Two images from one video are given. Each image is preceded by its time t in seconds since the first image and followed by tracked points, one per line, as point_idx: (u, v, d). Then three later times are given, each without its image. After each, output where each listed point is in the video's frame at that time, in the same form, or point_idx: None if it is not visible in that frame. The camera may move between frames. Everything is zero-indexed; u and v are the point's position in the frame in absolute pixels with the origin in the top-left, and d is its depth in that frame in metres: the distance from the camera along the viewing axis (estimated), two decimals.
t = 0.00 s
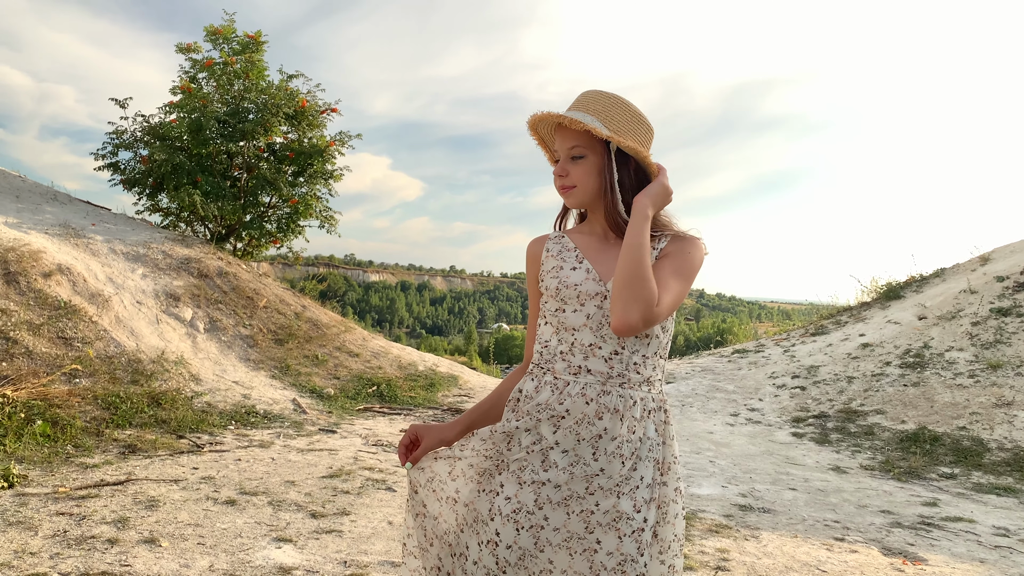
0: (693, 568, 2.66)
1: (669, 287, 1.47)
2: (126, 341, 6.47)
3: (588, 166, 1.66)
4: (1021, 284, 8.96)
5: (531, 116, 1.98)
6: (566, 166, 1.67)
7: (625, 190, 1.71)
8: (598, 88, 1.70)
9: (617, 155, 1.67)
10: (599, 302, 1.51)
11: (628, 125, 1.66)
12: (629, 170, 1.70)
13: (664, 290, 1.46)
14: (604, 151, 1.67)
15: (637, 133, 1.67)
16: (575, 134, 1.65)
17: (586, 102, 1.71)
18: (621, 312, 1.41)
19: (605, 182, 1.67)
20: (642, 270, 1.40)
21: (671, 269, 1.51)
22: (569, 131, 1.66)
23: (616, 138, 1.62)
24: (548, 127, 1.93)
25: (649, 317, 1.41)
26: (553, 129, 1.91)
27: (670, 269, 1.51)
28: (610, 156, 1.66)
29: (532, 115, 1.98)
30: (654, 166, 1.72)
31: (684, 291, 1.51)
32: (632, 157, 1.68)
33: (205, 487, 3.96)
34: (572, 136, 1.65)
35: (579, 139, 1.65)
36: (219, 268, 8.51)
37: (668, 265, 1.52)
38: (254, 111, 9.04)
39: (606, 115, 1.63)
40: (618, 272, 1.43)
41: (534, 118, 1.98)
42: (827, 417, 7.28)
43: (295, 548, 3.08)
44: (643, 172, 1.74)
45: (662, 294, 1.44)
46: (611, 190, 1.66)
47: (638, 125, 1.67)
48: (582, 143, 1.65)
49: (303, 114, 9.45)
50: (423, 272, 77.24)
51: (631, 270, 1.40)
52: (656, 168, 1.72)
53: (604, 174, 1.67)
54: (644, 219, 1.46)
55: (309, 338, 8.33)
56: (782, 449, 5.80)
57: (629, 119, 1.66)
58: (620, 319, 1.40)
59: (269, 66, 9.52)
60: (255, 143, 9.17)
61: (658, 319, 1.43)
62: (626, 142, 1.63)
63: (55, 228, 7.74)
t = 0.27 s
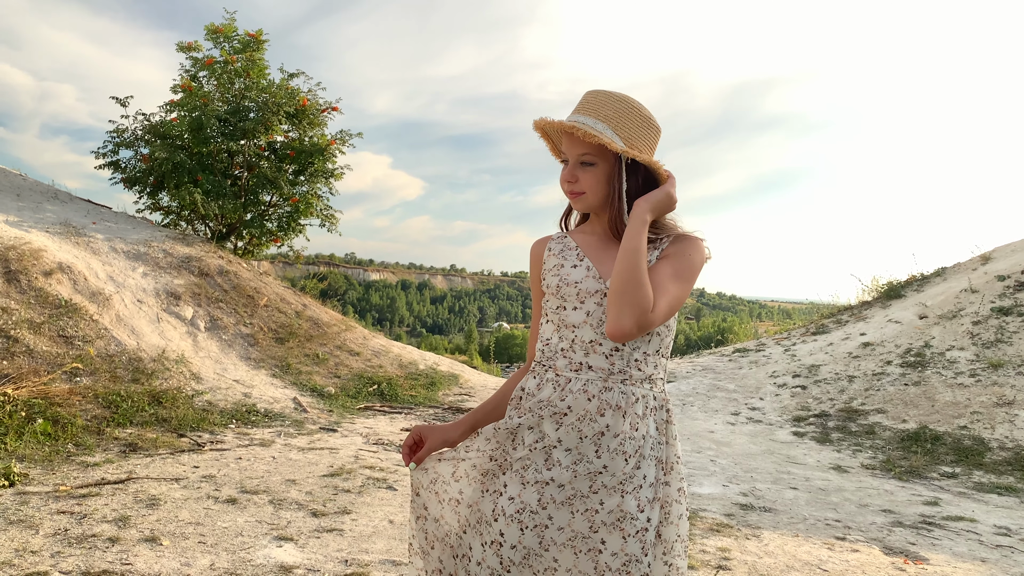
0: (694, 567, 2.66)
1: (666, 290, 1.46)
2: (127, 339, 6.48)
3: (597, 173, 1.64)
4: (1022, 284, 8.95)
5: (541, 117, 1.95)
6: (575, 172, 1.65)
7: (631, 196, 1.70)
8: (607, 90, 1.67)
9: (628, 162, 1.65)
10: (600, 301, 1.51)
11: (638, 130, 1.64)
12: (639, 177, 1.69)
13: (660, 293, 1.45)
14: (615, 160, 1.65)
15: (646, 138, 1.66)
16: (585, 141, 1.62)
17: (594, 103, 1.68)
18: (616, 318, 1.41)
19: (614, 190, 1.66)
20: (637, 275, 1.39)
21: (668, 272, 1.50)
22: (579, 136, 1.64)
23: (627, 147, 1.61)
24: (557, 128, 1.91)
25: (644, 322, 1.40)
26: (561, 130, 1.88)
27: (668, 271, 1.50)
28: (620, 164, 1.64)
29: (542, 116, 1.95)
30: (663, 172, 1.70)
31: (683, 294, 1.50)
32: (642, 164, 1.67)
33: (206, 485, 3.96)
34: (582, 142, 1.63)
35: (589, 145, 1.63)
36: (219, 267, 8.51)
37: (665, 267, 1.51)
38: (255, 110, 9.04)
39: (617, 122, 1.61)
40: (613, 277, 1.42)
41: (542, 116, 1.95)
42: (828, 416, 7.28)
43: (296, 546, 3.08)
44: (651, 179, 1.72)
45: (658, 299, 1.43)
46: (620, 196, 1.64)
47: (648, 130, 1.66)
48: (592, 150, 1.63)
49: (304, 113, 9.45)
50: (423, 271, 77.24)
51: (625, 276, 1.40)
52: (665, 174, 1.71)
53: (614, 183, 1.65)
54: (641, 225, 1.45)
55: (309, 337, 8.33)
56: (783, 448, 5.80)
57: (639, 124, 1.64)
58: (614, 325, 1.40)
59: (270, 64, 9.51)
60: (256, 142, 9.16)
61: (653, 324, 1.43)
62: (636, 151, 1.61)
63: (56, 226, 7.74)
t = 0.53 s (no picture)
0: (695, 566, 2.66)
1: (676, 291, 1.45)
2: (128, 338, 6.48)
3: (606, 176, 1.63)
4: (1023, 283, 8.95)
5: (548, 116, 1.95)
6: (584, 174, 1.64)
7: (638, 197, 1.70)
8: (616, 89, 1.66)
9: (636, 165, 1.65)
10: (605, 299, 1.50)
11: (648, 133, 1.65)
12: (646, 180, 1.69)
13: (670, 295, 1.44)
14: (624, 161, 1.64)
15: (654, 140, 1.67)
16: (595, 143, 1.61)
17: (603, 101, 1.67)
18: (628, 324, 1.39)
19: (621, 191, 1.65)
20: (648, 278, 1.38)
21: (677, 271, 1.49)
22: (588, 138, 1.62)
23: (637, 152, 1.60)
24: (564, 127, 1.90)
25: (657, 326, 1.39)
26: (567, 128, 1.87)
27: (676, 270, 1.49)
28: (629, 167, 1.63)
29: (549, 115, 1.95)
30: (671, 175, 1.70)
31: (691, 293, 1.49)
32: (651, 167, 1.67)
33: (207, 483, 3.96)
34: (591, 144, 1.62)
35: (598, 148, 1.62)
36: (220, 265, 8.51)
37: (673, 267, 1.50)
38: (255, 108, 9.03)
39: (628, 126, 1.61)
40: (624, 281, 1.41)
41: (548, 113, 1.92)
42: (828, 415, 7.28)
43: (297, 545, 3.08)
44: (658, 180, 1.72)
45: (669, 302, 1.43)
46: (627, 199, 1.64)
47: (656, 132, 1.67)
48: (601, 153, 1.62)
49: (304, 111, 9.44)
50: (424, 270, 77.25)
51: (637, 281, 1.38)
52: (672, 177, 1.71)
53: (621, 184, 1.65)
54: (649, 227, 1.43)
55: (310, 335, 8.32)
56: (783, 446, 5.79)
57: (648, 127, 1.65)
58: (628, 330, 1.39)
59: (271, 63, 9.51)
60: (256, 140, 9.14)
61: (665, 326, 1.42)
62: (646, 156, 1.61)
63: (57, 225, 7.74)
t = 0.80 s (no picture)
0: (698, 561, 2.67)
1: (687, 286, 1.46)
2: (129, 335, 6.48)
3: (617, 165, 1.64)
4: None
5: (555, 106, 1.94)
6: (595, 164, 1.64)
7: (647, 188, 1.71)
8: (620, 79, 1.66)
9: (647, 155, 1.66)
10: (614, 292, 1.50)
11: (658, 121, 1.66)
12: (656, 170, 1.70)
13: (682, 291, 1.45)
14: (634, 152, 1.65)
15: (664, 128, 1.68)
16: (607, 132, 1.62)
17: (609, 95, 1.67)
18: (642, 321, 1.39)
19: (632, 182, 1.65)
20: (662, 276, 1.38)
21: (688, 267, 1.50)
22: (600, 127, 1.63)
23: (649, 140, 1.61)
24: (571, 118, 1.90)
25: (670, 323, 1.40)
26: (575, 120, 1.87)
27: (686, 264, 1.50)
28: (641, 156, 1.64)
29: (556, 106, 1.94)
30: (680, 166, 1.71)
31: (700, 287, 1.51)
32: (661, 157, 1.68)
33: (210, 479, 3.97)
34: (603, 133, 1.62)
35: (610, 137, 1.62)
36: (222, 263, 8.52)
37: (683, 261, 1.51)
38: (257, 106, 9.03)
39: (640, 114, 1.61)
40: (637, 278, 1.41)
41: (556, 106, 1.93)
42: (830, 413, 7.28)
43: (300, 540, 3.08)
44: (666, 171, 1.74)
45: (681, 298, 1.43)
46: (638, 189, 1.64)
47: (665, 119, 1.68)
48: (613, 142, 1.62)
49: (306, 109, 9.44)
50: (424, 269, 77.26)
51: (651, 280, 1.39)
52: (682, 167, 1.72)
53: (633, 174, 1.65)
54: (661, 221, 1.44)
55: (311, 333, 8.33)
56: (785, 444, 5.80)
57: (657, 114, 1.66)
58: (642, 328, 1.39)
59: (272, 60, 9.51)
60: (258, 138, 9.14)
61: (677, 322, 1.43)
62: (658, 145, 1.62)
63: (58, 222, 7.75)
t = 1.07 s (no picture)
0: (700, 557, 2.67)
1: (691, 280, 1.47)
2: (131, 332, 6.49)
3: (622, 155, 1.64)
4: None
5: (559, 97, 1.95)
6: (600, 153, 1.65)
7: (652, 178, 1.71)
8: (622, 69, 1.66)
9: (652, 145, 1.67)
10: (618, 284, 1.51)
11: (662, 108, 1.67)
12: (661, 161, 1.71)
13: (686, 285, 1.45)
14: (640, 141, 1.65)
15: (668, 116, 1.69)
16: (613, 121, 1.63)
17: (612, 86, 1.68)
18: (648, 314, 1.39)
19: (638, 171, 1.66)
20: (669, 270, 1.38)
21: (692, 260, 1.50)
22: (606, 116, 1.64)
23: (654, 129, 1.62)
24: (576, 108, 1.90)
25: (676, 316, 1.41)
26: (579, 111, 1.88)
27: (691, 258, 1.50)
28: (645, 146, 1.65)
29: (560, 96, 1.95)
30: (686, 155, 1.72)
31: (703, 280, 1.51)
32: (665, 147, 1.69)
33: (211, 476, 3.97)
34: (609, 122, 1.63)
35: (615, 127, 1.63)
36: (223, 261, 8.52)
37: (687, 254, 1.51)
38: (258, 104, 9.04)
39: (644, 103, 1.62)
40: (643, 273, 1.41)
41: (562, 98, 1.93)
42: (831, 411, 7.27)
43: (301, 536, 3.09)
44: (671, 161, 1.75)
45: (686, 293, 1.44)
46: (644, 179, 1.65)
47: (668, 108, 1.69)
48: (618, 132, 1.63)
49: (307, 108, 9.45)
50: (425, 269, 77.28)
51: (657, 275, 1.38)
52: (687, 158, 1.73)
53: (639, 164, 1.65)
54: (667, 214, 1.43)
55: (312, 331, 8.33)
56: (786, 442, 5.79)
57: (661, 102, 1.67)
58: (649, 321, 1.39)
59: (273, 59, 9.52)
60: (259, 137, 9.15)
61: (683, 315, 1.43)
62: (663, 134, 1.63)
63: (60, 220, 7.75)
